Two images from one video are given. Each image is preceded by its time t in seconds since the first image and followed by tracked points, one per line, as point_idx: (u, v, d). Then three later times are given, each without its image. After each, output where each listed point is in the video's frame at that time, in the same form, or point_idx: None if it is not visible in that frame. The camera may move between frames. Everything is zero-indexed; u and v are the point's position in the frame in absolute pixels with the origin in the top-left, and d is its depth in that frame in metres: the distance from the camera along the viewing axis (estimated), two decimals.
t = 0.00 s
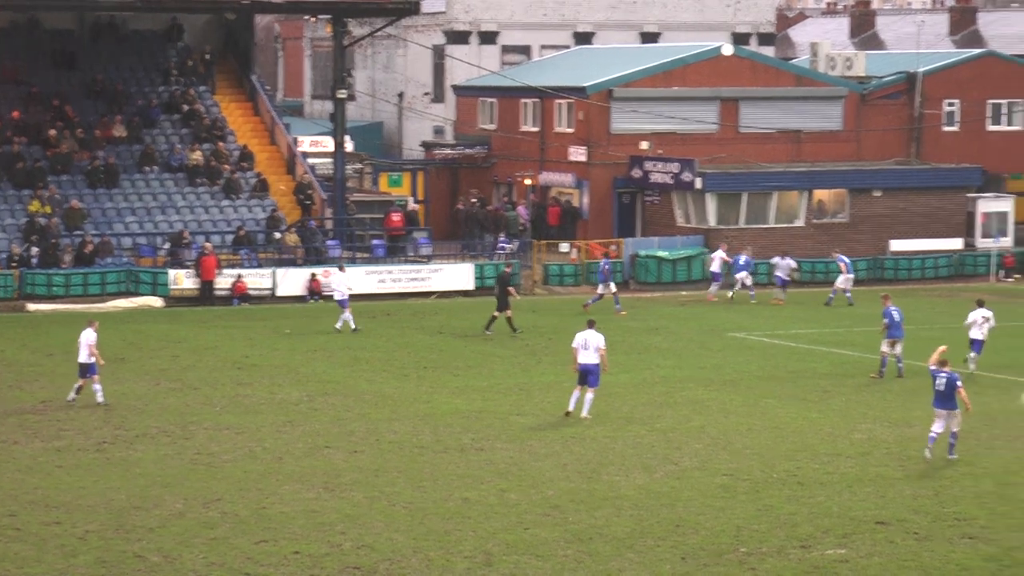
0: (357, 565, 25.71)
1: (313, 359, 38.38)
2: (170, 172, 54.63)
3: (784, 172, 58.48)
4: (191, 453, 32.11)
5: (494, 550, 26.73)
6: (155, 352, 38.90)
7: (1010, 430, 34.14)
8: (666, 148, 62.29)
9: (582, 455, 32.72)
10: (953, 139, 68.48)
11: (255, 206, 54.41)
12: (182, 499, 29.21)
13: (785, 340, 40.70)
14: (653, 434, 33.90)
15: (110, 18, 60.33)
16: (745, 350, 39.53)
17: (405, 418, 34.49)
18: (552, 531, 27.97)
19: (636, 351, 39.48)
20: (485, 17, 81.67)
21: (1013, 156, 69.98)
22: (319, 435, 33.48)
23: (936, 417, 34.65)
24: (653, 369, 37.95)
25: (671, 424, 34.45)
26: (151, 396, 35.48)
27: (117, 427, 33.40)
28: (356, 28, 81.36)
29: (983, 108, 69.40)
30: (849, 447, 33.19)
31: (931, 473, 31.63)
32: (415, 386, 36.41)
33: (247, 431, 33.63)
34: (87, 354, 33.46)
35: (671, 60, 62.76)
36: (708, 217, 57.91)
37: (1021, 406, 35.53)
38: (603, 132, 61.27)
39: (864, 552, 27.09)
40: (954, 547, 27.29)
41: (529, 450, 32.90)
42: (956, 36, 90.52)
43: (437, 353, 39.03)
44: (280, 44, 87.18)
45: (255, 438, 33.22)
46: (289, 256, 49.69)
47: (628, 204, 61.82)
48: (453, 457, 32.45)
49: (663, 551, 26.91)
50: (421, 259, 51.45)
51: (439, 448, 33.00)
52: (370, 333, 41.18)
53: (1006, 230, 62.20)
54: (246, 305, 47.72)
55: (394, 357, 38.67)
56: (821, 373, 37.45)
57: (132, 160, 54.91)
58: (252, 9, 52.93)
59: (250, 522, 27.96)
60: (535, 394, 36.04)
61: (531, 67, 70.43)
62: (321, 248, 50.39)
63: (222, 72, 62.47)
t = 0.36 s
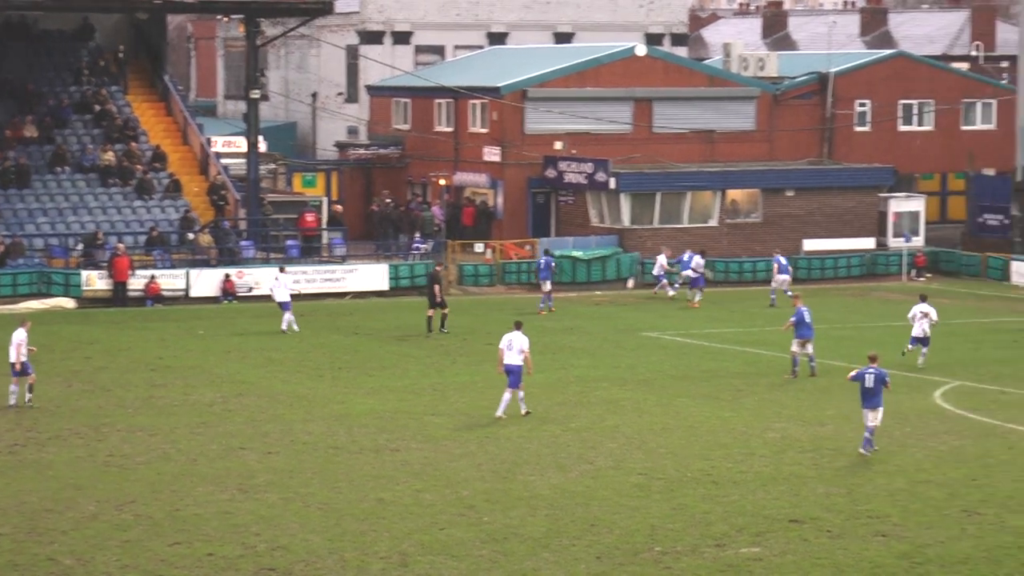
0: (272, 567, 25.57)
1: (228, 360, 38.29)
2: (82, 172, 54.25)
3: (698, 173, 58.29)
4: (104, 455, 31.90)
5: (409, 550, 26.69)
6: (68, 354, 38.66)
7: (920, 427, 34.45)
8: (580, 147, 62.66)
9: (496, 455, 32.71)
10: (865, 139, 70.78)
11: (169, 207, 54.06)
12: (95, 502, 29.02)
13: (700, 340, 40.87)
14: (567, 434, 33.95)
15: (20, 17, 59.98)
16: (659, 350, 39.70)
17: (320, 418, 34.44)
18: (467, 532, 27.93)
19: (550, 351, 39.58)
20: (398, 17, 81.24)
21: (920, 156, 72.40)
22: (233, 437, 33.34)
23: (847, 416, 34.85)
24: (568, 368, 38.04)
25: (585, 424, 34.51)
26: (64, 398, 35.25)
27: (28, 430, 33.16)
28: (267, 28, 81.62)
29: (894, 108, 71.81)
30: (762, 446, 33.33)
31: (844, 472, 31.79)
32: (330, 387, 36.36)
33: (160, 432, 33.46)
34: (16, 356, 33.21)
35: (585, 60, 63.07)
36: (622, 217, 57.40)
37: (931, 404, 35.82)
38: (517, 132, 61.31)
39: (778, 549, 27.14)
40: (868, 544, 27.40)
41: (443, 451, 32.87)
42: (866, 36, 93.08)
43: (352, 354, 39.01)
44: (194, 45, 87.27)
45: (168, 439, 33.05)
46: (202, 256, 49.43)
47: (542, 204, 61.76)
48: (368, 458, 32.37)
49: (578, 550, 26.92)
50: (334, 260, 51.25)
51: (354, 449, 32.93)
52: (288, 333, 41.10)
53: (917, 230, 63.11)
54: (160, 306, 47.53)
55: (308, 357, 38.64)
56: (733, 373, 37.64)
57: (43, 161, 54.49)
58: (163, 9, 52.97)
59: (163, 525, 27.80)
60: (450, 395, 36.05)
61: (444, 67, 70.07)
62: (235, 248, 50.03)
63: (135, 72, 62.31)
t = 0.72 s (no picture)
0: (192, 570, 25.41)
1: (148, 363, 38.10)
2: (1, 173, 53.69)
3: (618, 174, 58.51)
4: (22, 458, 31.60)
5: (330, 552, 26.62)
6: None
7: (841, 426, 34.63)
8: (501, 148, 62.66)
9: (417, 456, 32.64)
10: (785, 140, 70.70)
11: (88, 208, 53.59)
12: (14, 505, 28.78)
13: (621, 341, 41.01)
14: (488, 434, 33.95)
15: None
16: (579, 351, 39.83)
17: (241, 420, 34.32)
18: (389, 533, 27.87)
19: (471, 352, 39.65)
20: (319, 17, 80.57)
21: (840, 157, 72.52)
22: (153, 439, 33.13)
23: (767, 416, 35.00)
24: (490, 369, 38.07)
25: (506, 424, 34.54)
26: None
27: None
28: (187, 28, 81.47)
29: (814, 110, 71.72)
30: (683, 445, 33.41)
31: (765, 471, 31.89)
32: (252, 388, 36.27)
33: (80, 435, 33.22)
34: None
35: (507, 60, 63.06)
36: (544, 218, 57.57)
37: (850, 404, 36.04)
38: (439, 132, 61.09)
39: (699, 549, 27.16)
40: (788, 543, 27.48)
41: (365, 452, 32.80)
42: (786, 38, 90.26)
43: (272, 355, 38.93)
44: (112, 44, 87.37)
45: (88, 441, 32.81)
46: (121, 257, 49.02)
47: (463, 204, 61.77)
48: (289, 460, 32.24)
49: (500, 551, 26.90)
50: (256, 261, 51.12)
51: (275, 450, 32.80)
52: (210, 335, 40.96)
53: (837, 230, 63.40)
54: (80, 308, 47.24)
55: (230, 359, 38.53)
56: (653, 374, 37.76)
57: None
58: (81, 9, 52.99)
59: (82, 528, 27.61)
60: (372, 395, 36.02)
61: (364, 69, 69.85)
62: (155, 249, 49.81)
63: (54, 73, 61.98)
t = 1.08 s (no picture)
0: (139, 572, 25.33)
1: (95, 365, 37.93)
2: None
3: (566, 174, 58.59)
4: None
5: (279, 553, 26.57)
6: None
7: (789, 426, 34.74)
8: (450, 149, 62.81)
9: (367, 457, 32.60)
10: (731, 139, 70.93)
11: (33, 209, 53.08)
12: None
13: (569, 342, 41.15)
14: (437, 435, 33.93)
15: None
16: (527, 352, 39.92)
17: (189, 421, 34.20)
18: (338, 534, 27.83)
19: (419, 353, 39.71)
20: (265, 18, 80.24)
21: (785, 157, 72.70)
22: (100, 440, 32.96)
23: (715, 416, 35.12)
24: (439, 370, 38.10)
25: (455, 425, 34.54)
26: None
27: None
28: (132, 28, 80.96)
29: (760, 110, 71.83)
30: (631, 445, 33.47)
31: (713, 470, 31.99)
32: (200, 390, 36.20)
33: (26, 437, 33.00)
34: None
35: (455, 61, 63.29)
36: (492, 218, 57.74)
37: (799, 403, 36.19)
38: (386, 133, 61.21)
39: (648, 549, 27.19)
40: (737, 543, 27.55)
41: (313, 453, 32.73)
42: (731, 39, 89.36)
43: (220, 357, 38.83)
44: (56, 45, 87.03)
45: (34, 443, 32.61)
46: (67, 258, 48.95)
47: (410, 205, 61.79)
48: (237, 461, 32.14)
49: (449, 551, 26.89)
50: (203, 261, 51.23)
51: (224, 452, 32.68)
52: (160, 337, 40.84)
53: (783, 230, 63.78)
54: (26, 309, 47.09)
55: (177, 361, 38.43)
56: (602, 376, 37.88)
57: None
58: (26, 10, 53.08)
59: (29, 531, 27.44)
60: (321, 396, 36.00)
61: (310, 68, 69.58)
62: (101, 250, 49.71)
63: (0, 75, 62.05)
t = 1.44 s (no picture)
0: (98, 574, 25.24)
1: (56, 366, 37.78)
2: None
3: (527, 174, 58.49)
4: None
5: (240, 555, 26.49)
6: None
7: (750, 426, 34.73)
8: (410, 149, 62.55)
9: (328, 457, 32.55)
10: (693, 139, 71.33)
11: None
12: None
13: (530, 342, 41.24)
14: (399, 435, 33.88)
15: None
16: (488, 352, 39.95)
17: (150, 423, 34.08)
18: (299, 535, 27.76)
19: (381, 353, 39.73)
20: (225, 18, 79.81)
21: (748, 160, 73.36)
22: (60, 441, 32.81)
23: (675, 416, 35.16)
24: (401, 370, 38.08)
25: (417, 425, 34.51)
26: None
27: None
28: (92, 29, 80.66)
29: (721, 111, 72.16)
30: (592, 445, 33.49)
31: (674, 470, 32.00)
32: (161, 391, 36.17)
33: None
34: None
35: (415, 61, 63.00)
36: (453, 218, 57.77)
37: (759, 403, 36.24)
38: (347, 132, 60.90)
39: (610, 549, 27.18)
40: (697, 543, 27.56)
41: (274, 454, 32.65)
42: (692, 38, 89.69)
43: (181, 359, 38.74)
44: (16, 45, 86.69)
45: None
46: (27, 258, 48.78)
47: (372, 206, 61.67)
48: (198, 462, 32.03)
49: (410, 552, 26.84)
50: (165, 262, 50.72)
51: (185, 452, 32.58)
52: (122, 339, 40.73)
53: (744, 230, 64.04)
54: None
55: (139, 362, 38.35)
56: (563, 376, 37.91)
57: None
58: None
59: None
60: (283, 397, 35.95)
61: (270, 68, 69.54)
62: (61, 251, 49.55)
63: None
